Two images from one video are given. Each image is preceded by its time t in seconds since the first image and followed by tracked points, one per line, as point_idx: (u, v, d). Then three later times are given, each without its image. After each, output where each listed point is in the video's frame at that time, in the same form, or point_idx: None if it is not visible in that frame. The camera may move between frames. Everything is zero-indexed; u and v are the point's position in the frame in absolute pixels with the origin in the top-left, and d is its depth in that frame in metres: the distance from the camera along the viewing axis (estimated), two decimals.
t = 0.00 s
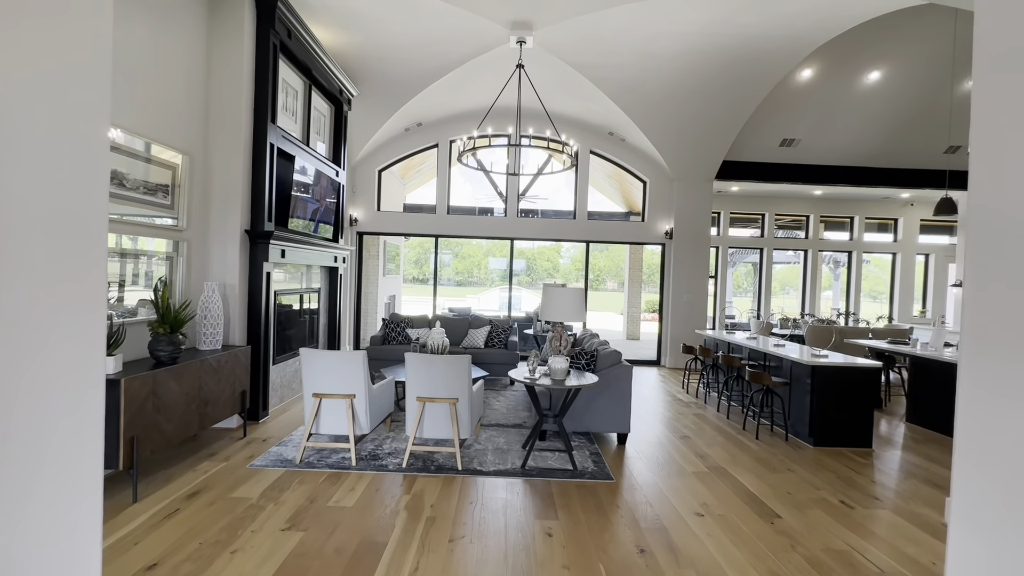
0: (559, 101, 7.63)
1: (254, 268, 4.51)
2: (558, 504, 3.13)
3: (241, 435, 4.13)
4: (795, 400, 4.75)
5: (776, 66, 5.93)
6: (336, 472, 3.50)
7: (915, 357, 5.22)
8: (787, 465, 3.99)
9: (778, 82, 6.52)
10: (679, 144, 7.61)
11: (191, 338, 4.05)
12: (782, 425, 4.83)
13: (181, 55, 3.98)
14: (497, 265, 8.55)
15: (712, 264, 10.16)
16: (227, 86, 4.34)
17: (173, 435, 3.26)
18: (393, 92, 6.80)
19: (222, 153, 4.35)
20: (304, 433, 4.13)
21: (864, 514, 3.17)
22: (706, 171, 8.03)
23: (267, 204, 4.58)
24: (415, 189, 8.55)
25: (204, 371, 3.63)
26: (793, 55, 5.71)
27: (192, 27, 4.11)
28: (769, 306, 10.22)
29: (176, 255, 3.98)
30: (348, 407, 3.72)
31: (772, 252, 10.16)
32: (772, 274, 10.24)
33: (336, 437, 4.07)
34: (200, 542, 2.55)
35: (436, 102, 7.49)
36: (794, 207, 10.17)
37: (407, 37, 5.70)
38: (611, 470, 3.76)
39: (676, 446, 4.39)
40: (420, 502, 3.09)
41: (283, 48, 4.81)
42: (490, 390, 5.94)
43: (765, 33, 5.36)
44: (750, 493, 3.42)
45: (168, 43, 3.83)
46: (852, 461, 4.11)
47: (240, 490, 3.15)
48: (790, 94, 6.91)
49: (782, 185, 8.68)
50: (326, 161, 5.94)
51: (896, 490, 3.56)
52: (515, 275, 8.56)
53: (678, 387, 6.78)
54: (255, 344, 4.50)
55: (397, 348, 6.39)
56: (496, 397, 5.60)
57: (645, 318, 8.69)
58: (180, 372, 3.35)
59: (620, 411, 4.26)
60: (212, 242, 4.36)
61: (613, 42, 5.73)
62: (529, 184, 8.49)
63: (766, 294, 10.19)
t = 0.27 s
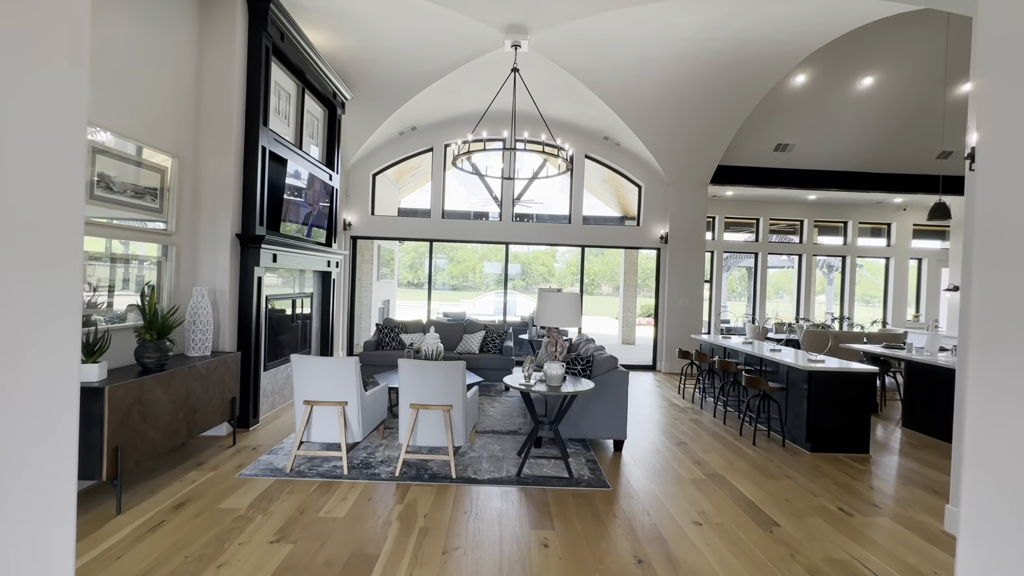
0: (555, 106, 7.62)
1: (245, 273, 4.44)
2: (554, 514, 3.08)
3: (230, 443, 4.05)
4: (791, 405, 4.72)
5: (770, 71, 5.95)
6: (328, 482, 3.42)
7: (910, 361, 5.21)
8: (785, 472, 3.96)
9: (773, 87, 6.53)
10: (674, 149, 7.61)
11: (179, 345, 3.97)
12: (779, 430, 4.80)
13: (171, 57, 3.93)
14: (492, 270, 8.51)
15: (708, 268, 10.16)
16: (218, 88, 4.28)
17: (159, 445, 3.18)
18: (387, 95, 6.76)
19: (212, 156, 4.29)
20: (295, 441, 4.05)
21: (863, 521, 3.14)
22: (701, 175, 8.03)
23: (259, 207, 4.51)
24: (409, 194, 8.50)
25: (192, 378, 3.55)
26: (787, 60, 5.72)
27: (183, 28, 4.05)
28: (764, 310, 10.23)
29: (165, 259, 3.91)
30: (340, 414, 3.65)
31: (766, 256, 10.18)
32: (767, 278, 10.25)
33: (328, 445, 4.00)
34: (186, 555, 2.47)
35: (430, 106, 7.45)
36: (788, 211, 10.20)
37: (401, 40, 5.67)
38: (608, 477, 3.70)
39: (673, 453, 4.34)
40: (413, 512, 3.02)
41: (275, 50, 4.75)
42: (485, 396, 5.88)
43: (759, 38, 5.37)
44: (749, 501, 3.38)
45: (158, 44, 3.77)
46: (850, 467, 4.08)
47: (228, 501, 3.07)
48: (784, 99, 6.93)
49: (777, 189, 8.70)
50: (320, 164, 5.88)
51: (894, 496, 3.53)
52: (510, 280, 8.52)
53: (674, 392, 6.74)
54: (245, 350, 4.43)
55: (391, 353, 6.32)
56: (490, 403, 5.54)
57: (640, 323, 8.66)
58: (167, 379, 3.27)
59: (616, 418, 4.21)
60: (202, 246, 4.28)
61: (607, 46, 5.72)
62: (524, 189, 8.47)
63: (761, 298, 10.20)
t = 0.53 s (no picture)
0: (550, 110, 7.61)
1: (235, 278, 4.37)
2: (549, 523, 3.02)
3: (219, 452, 3.97)
4: (789, 411, 4.68)
5: (765, 76, 5.95)
6: (318, 491, 3.34)
7: (907, 366, 5.19)
8: (783, 478, 3.91)
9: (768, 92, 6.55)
10: (669, 154, 7.62)
11: (167, 350, 3.90)
12: (776, 436, 4.76)
13: (162, 58, 3.87)
14: (487, 274, 8.46)
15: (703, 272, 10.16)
16: (209, 91, 4.23)
17: (144, 454, 3.10)
18: (381, 98, 6.72)
19: (203, 159, 4.23)
20: (285, 449, 3.97)
21: (863, 529, 3.09)
22: (697, 180, 8.03)
23: (250, 211, 4.44)
24: (404, 198, 8.45)
25: (179, 385, 3.48)
26: (782, 65, 5.73)
27: (174, 30, 4.00)
28: (759, 315, 10.22)
29: (153, 264, 3.84)
30: (331, 421, 3.58)
31: (761, 261, 10.18)
32: (763, 283, 10.25)
33: (319, 453, 3.92)
34: (169, 569, 2.40)
35: (425, 109, 7.42)
36: (783, 216, 10.22)
37: (396, 44, 5.64)
38: (604, 485, 3.65)
39: (669, 459, 4.28)
40: (405, 522, 2.95)
41: (268, 53, 4.70)
42: (479, 402, 5.81)
43: (754, 43, 5.37)
44: (746, 508, 3.33)
45: (148, 46, 3.72)
46: (848, 473, 4.04)
47: (215, 512, 2.99)
48: (778, 103, 6.94)
49: (772, 194, 8.70)
50: (313, 168, 5.82)
51: (892, 503, 3.48)
52: (505, 284, 8.48)
53: (670, 397, 6.70)
54: (235, 355, 4.35)
55: (384, 359, 6.25)
56: (485, 409, 5.48)
57: (636, 328, 8.63)
58: (153, 386, 3.20)
59: (612, 424, 4.16)
60: (191, 251, 4.21)
61: (603, 50, 5.71)
62: (519, 193, 8.44)
63: (757, 302, 10.19)
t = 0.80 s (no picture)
0: (547, 114, 7.60)
1: (227, 282, 4.32)
2: (544, 531, 2.96)
3: (208, 459, 3.90)
4: (786, 416, 4.65)
5: (761, 80, 5.95)
6: (309, 499, 3.28)
7: (904, 370, 5.16)
8: (781, 484, 3.87)
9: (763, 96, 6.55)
10: (665, 158, 7.61)
11: (156, 356, 3.84)
12: (773, 441, 4.73)
13: (153, 60, 3.83)
14: (484, 278, 8.42)
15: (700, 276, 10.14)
16: (202, 93, 4.19)
17: (131, 462, 3.04)
18: (376, 102, 6.68)
19: (194, 162, 4.18)
20: (276, 456, 3.90)
21: (862, 536, 3.05)
22: (693, 184, 8.02)
23: (242, 214, 4.39)
24: (400, 202, 8.41)
25: (168, 391, 3.41)
26: (778, 69, 5.73)
27: (165, 31, 3.96)
28: (756, 319, 10.21)
29: (143, 268, 3.78)
30: (323, 428, 3.51)
31: (758, 265, 10.18)
32: (760, 286, 10.24)
33: (310, 460, 3.86)
34: None
35: (421, 113, 7.39)
36: (779, 220, 10.23)
37: (391, 47, 5.62)
38: (600, 492, 3.60)
39: (666, 465, 4.24)
40: (398, 531, 2.89)
41: (261, 55, 4.66)
42: (475, 407, 5.76)
43: (749, 47, 5.38)
44: (744, 516, 3.28)
45: (138, 48, 3.67)
46: (846, 479, 4.00)
47: (203, 521, 2.92)
48: (774, 108, 6.94)
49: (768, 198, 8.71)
50: (307, 171, 5.78)
51: (892, 510, 3.44)
52: (501, 288, 8.43)
53: (667, 402, 6.66)
54: (226, 360, 4.28)
55: (379, 364, 6.19)
56: (480, 415, 5.42)
57: (633, 332, 8.59)
58: (141, 393, 3.14)
59: (608, 430, 4.11)
60: (181, 254, 4.15)
61: (599, 53, 5.70)
62: (515, 197, 8.41)
63: (754, 306, 10.19)
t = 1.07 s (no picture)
0: (544, 117, 7.59)
1: (221, 285, 4.27)
2: (541, 539, 2.91)
3: (201, 466, 3.84)
4: (785, 421, 4.61)
5: (758, 84, 5.95)
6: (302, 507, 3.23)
7: (903, 374, 5.14)
8: (781, 490, 3.83)
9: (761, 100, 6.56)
10: (663, 162, 7.61)
11: (149, 360, 3.79)
12: (773, 447, 4.69)
13: (147, 62, 3.80)
14: (481, 282, 8.38)
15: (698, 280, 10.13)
16: (196, 95, 4.15)
17: (122, 469, 2.99)
18: (373, 105, 6.66)
19: (188, 165, 4.14)
20: (270, 462, 3.85)
21: (863, 543, 3.01)
22: (691, 188, 8.02)
23: (236, 218, 4.35)
24: (397, 206, 8.38)
25: (160, 396, 3.36)
26: (775, 73, 5.73)
27: (160, 33, 3.94)
28: (754, 323, 10.19)
29: (136, 272, 3.74)
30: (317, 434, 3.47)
31: (756, 268, 10.18)
32: (758, 290, 10.23)
33: (305, 467, 3.80)
34: None
35: (418, 116, 7.37)
36: (777, 224, 10.23)
37: (388, 51, 5.60)
38: (598, 498, 3.55)
39: (665, 471, 4.19)
40: (393, 539, 2.84)
41: (257, 58, 4.64)
42: (471, 412, 5.71)
43: (746, 51, 5.38)
44: (745, 522, 3.24)
45: (132, 50, 3.64)
46: (847, 485, 3.97)
47: (193, 530, 2.86)
48: (771, 112, 6.95)
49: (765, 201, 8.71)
50: (303, 175, 5.75)
51: (892, 516, 3.41)
52: (499, 292, 8.40)
53: (665, 406, 6.63)
54: (220, 365, 4.24)
55: (375, 368, 6.14)
56: (477, 420, 5.38)
57: (631, 336, 8.56)
58: (131, 399, 3.09)
59: (606, 435, 4.08)
60: (175, 258, 4.12)
61: (596, 57, 5.69)
62: (513, 201, 8.39)
63: (752, 310, 10.17)
